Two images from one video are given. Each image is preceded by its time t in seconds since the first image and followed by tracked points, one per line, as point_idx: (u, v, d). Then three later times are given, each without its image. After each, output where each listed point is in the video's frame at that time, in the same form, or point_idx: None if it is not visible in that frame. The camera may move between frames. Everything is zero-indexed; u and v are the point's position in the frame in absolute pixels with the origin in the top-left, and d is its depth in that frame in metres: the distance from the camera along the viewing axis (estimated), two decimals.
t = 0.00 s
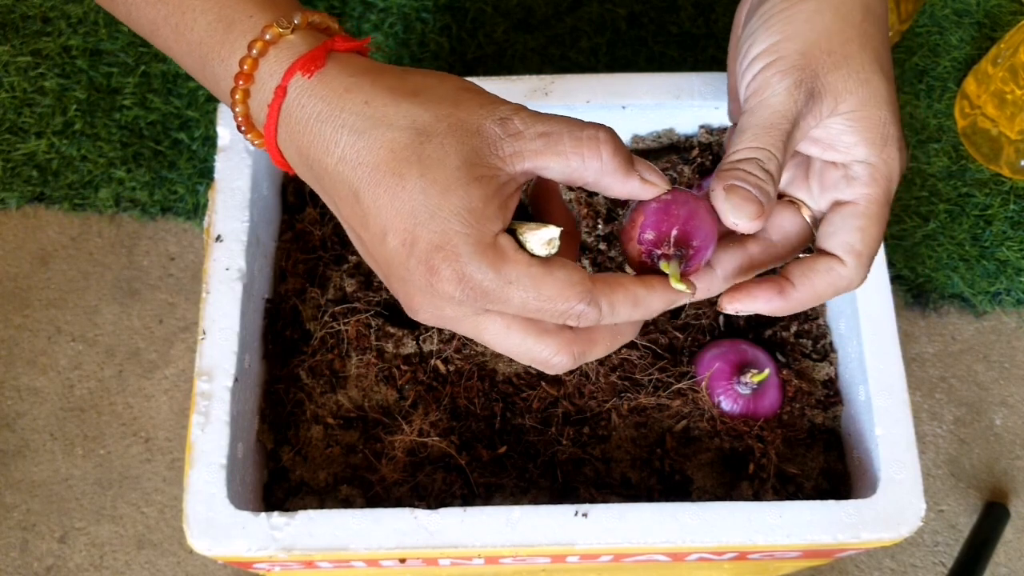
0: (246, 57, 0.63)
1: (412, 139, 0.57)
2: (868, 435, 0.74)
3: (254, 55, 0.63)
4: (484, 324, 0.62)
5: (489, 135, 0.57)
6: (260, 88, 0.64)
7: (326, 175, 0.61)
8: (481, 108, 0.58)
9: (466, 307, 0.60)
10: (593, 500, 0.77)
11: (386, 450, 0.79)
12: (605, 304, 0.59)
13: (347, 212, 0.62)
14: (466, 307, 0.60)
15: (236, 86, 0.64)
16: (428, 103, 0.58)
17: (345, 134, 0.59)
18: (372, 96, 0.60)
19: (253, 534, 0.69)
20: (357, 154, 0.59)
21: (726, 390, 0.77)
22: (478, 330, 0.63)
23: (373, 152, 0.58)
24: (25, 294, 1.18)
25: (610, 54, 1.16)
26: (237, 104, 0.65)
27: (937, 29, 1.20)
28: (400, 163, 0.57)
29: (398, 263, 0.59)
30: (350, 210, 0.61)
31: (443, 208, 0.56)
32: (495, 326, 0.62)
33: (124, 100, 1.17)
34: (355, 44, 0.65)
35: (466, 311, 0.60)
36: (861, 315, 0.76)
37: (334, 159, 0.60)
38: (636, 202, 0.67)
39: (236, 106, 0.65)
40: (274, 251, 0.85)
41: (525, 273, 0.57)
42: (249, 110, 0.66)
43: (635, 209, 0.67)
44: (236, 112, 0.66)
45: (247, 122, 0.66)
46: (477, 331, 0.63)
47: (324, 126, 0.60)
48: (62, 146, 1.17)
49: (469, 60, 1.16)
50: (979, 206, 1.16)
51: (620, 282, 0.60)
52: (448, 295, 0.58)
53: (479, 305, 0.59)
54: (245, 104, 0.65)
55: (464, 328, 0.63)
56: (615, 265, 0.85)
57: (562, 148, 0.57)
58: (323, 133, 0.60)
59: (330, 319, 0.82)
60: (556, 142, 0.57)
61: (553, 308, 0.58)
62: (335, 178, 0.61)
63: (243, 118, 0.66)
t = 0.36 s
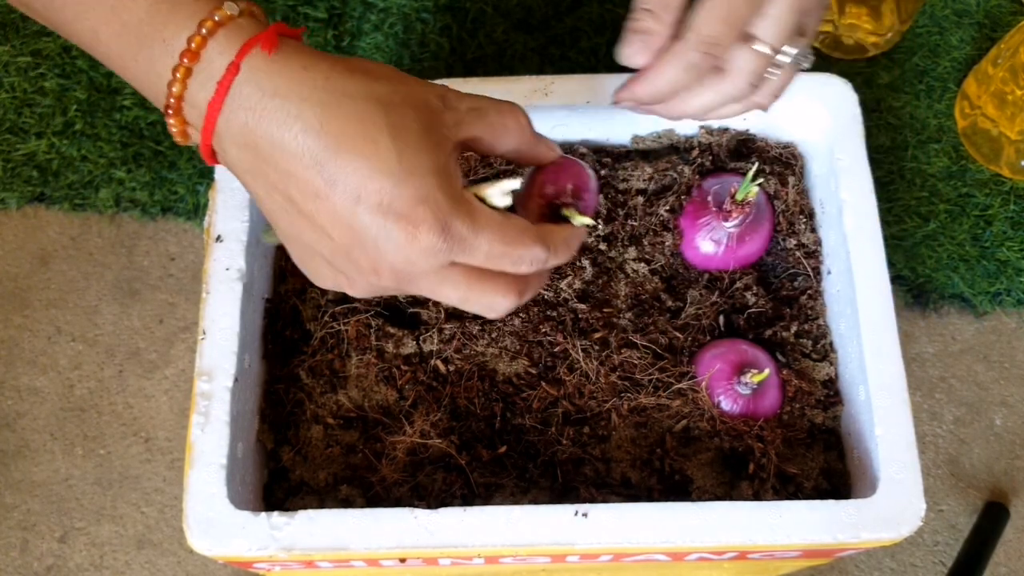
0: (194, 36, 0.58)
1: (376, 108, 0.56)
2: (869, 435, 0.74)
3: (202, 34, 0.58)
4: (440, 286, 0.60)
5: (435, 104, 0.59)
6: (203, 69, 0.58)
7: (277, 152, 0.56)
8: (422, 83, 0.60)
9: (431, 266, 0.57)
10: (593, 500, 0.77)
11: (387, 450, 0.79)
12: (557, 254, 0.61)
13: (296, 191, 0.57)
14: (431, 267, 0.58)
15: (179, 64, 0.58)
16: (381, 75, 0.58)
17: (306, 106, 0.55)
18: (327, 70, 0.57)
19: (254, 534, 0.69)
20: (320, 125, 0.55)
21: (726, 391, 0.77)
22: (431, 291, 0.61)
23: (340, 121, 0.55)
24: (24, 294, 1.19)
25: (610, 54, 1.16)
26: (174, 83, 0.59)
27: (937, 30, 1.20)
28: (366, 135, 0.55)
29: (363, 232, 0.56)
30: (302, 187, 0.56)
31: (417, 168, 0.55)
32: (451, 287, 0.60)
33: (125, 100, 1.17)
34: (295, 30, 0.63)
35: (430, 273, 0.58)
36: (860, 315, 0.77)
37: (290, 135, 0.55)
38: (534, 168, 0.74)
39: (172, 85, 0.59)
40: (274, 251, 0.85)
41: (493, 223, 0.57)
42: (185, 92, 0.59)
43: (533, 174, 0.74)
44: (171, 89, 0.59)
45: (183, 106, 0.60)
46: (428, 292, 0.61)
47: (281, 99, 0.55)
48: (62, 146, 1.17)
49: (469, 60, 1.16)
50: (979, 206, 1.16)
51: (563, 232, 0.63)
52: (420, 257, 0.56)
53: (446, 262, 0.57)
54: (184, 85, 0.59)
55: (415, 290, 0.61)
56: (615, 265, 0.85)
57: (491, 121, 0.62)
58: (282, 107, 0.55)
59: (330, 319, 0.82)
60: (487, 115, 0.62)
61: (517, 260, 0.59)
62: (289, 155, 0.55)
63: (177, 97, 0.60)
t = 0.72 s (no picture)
0: (190, 27, 0.57)
1: (364, 106, 0.57)
2: (868, 435, 0.74)
3: (198, 26, 0.57)
4: (416, 281, 0.61)
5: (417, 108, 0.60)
6: (195, 62, 0.57)
7: (267, 143, 0.56)
8: (404, 88, 0.61)
9: (410, 261, 0.58)
10: (593, 499, 0.77)
11: (387, 449, 0.79)
12: (531, 256, 0.62)
13: (281, 182, 0.57)
14: (409, 262, 0.58)
15: (172, 54, 0.57)
16: (367, 76, 0.59)
17: (298, 98, 0.56)
18: (318, 69, 0.58)
19: (254, 533, 0.69)
20: (310, 118, 0.55)
21: (726, 390, 0.77)
22: (407, 286, 0.61)
23: (330, 115, 0.55)
24: (25, 294, 1.19)
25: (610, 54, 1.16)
26: (166, 73, 0.57)
27: (936, 31, 1.20)
28: (355, 134, 0.55)
29: (347, 223, 0.56)
30: (289, 178, 0.56)
31: (404, 165, 0.56)
32: (427, 282, 0.61)
33: (126, 101, 1.17)
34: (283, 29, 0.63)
35: (408, 267, 0.59)
36: (859, 315, 0.77)
37: (280, 127, 0.55)
38: (504, 183, 0.73)
39: (164, 74, 0.58)
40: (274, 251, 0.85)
41: (473, 222, 0.58)
42: (176, 84, 0.58)
43: (502, 190, 0.73)
44: (162, 78, 0.58)
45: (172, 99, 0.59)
46: (404, 286, 0.62)
47: (274, 91, 0.56)
48: (63, 146, 1.17)
49: (470, 60, 1.16)
50: (978, 206, 1.16)
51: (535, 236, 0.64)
52: (402, 251, 0.57)
53: (424, 257, 0.58)
54: (176, 75, 0.58)
55: (392, 285, 0.61)
56: (615, 265, 0.86)
57: (467, 132, 0.63)
58: (275, 98, 0.55)
59: (331, 319, 0.82)
60: (465, 127, 0.63)
61: (493, 260, 0.60)
62: (278, 145, 0.56)
63: (168, 88, 0.58)
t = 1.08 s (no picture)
0: (163, 26, 0.57)
1: (336, 105, 0.57)
2: (868, 435, 0.74)
3: (172, 25, 0.57)
4: (387, 283, 0.61)
5: (392, 109, 0.60)
6: (169, 61, 0.58)
7: (238, 142, 0.56)
8: (379, 88, 0.61)
9: (379, 261, 0.58)
10: (593, 499, 0.77)
11: (387, 450, 0.79)
12: (505, 259, 0.62)
13: (253, 180, 0.57)
14: (379, 263, 0.58)
15: (146, 53, 0.57)
16: (341, 76, 0.59)
17: (270, 96, 0.56)
18: (292, 69, 0.58)
19: (254, 533, 0.69)
20: (281, 118, 0.55)
21: (726, 391, 0.77)
22: (378, 288, 0.61)
23: (301, 114, 0.55)
24: (26, 294, 1.19)
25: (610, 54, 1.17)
26: (140, 71, 0.58)
27: (936, 31, 1.20)
28: (326, 133, 0.55)
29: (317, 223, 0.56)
30: (260, 177, 0.56)
31: (375, 166, 0.56)
32: (398, 285, 0.61)
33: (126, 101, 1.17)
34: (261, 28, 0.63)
35: (379, 269, 0.59)
36: (859, 315, 0.77)
37: (252, 126, 0.55)
38: (484, 186, 0.71)
39: (138, 73, 0.58)
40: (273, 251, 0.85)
41: (444, 224, 0.58)
42: (151, 82, 0.58)
43: (483, 193, 0.71)
44: (137, 78, 0.58)
45: (146, 97, 0.59)
46: (375, 288, 0.61)
47: (244, 89, 0.56)
48: (62, 146, 1.17)
49: (469, 60, 1.16)
50: (978, 206, 1.16)
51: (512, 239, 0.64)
52: (371, 251, 0.57)
53: (394, 258, 0.58)
54: (150, 74, 0.58)
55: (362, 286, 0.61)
56: (615, 265, 0.86)
57: (444, 133, 0.63)
58: (245, 97, 0.56)
59: (331, 319, 0.82)
60: (441, 128, 0.63)
61: (465, 263, 0.60)
62: (248, 144, 0.56)
63: (143, 87, 0.58)
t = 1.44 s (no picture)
0: (182, 25, 0.57)
1: (357, 103, 0.57)
2: (868, 434, 0.74)
3: (191, 24, 0.58)
4: (409, 277, 0.61)
5: (411, 106, 0.60)
6: (189, 61, 0.58)
7: (260, 140, 0.56)
8: (398, 86, 0.61)
9: (401, 255, 0.58)
10: (593, 499, 0.77)
11: (387, 450, 0.79)
12: (524, 257, 0.62)
13: (275, 178, 0.57)
14: (402, 257, 0.58)
15: (167, 52, 0.58)
16: (362, 74, 0.59)
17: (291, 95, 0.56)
18: (311, 67, 0.58)
19: (254, 533, 0.69)
20: (303, 117, 0.55)
21: (726, 390, 0.77)
22: (400, 282, 0.61)
23: (322, 113, 0.56)
24: (26, 294, 1.19)
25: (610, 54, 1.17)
26: (161, 70, 0.58)
27: (936, 31, 1.20)
28: (347, 131, 0.56)
29: (340, 220, 0.56)
30: (282, 175, 0.56)
31: (396, 163, 0.56)
32: (420, 279, 0.61)
33: (126, 101, 1.17)
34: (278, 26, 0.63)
35: (402, 264, 0.59)
36: (859, 315, 0.77)
37: (274, 125, 0.56)
38: (498, 181, 0.73)
39: (158, 72, 0.58)
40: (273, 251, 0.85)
41: (465, 220, 0.58)
42: (170, 82, 0.58)
43: (497, 188, 0.73)
44: (157, 77, 0.58)
45: (168, 96, 0.59)
46: (396, 283, 0.61)
47: (267, 88, 0.56)
48: (62, 146, 1.17)
49: (469, 60, 1.16)
50: (978, 206, 1.16)
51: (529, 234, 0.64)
52: (393, 246, 0.57)
53: (416, 254, 0.58)
54: (171, 73, 0.58)
55: (384, 281, 0.61)
56: (615, 265, 0.86)
57: (462, 131, 0.63)
58: (267, 95, 0.56)
59: (330, 319, 0.82)
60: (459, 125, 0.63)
61: (485, 258, 0.60)
62: (271, 141, 0.56)
63: (162, 85, 0.58)
